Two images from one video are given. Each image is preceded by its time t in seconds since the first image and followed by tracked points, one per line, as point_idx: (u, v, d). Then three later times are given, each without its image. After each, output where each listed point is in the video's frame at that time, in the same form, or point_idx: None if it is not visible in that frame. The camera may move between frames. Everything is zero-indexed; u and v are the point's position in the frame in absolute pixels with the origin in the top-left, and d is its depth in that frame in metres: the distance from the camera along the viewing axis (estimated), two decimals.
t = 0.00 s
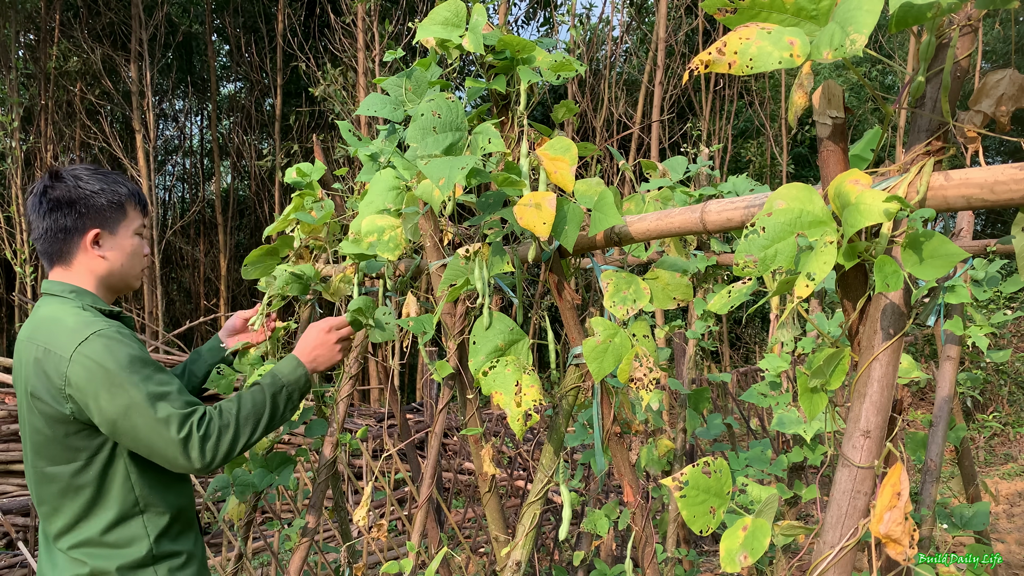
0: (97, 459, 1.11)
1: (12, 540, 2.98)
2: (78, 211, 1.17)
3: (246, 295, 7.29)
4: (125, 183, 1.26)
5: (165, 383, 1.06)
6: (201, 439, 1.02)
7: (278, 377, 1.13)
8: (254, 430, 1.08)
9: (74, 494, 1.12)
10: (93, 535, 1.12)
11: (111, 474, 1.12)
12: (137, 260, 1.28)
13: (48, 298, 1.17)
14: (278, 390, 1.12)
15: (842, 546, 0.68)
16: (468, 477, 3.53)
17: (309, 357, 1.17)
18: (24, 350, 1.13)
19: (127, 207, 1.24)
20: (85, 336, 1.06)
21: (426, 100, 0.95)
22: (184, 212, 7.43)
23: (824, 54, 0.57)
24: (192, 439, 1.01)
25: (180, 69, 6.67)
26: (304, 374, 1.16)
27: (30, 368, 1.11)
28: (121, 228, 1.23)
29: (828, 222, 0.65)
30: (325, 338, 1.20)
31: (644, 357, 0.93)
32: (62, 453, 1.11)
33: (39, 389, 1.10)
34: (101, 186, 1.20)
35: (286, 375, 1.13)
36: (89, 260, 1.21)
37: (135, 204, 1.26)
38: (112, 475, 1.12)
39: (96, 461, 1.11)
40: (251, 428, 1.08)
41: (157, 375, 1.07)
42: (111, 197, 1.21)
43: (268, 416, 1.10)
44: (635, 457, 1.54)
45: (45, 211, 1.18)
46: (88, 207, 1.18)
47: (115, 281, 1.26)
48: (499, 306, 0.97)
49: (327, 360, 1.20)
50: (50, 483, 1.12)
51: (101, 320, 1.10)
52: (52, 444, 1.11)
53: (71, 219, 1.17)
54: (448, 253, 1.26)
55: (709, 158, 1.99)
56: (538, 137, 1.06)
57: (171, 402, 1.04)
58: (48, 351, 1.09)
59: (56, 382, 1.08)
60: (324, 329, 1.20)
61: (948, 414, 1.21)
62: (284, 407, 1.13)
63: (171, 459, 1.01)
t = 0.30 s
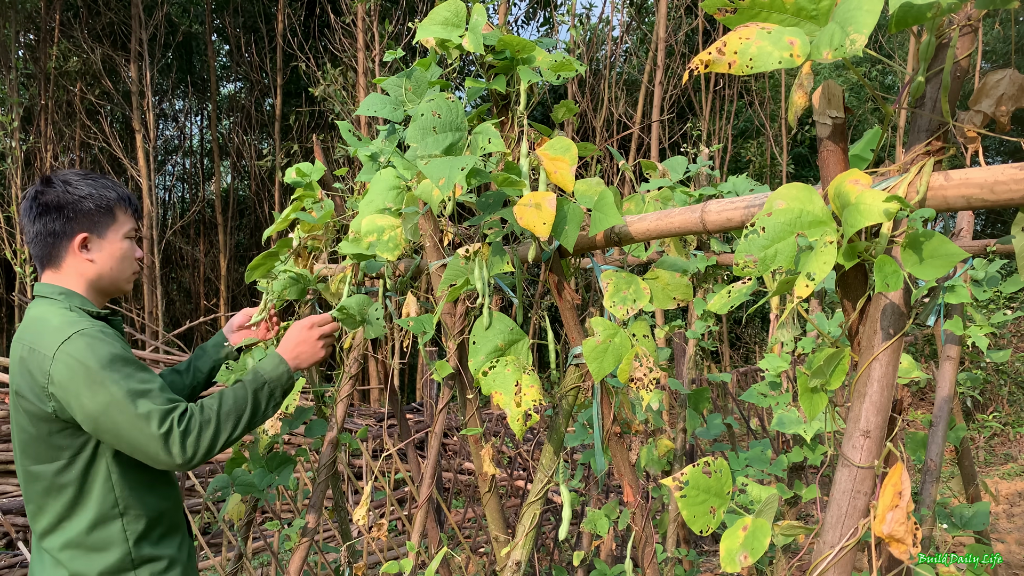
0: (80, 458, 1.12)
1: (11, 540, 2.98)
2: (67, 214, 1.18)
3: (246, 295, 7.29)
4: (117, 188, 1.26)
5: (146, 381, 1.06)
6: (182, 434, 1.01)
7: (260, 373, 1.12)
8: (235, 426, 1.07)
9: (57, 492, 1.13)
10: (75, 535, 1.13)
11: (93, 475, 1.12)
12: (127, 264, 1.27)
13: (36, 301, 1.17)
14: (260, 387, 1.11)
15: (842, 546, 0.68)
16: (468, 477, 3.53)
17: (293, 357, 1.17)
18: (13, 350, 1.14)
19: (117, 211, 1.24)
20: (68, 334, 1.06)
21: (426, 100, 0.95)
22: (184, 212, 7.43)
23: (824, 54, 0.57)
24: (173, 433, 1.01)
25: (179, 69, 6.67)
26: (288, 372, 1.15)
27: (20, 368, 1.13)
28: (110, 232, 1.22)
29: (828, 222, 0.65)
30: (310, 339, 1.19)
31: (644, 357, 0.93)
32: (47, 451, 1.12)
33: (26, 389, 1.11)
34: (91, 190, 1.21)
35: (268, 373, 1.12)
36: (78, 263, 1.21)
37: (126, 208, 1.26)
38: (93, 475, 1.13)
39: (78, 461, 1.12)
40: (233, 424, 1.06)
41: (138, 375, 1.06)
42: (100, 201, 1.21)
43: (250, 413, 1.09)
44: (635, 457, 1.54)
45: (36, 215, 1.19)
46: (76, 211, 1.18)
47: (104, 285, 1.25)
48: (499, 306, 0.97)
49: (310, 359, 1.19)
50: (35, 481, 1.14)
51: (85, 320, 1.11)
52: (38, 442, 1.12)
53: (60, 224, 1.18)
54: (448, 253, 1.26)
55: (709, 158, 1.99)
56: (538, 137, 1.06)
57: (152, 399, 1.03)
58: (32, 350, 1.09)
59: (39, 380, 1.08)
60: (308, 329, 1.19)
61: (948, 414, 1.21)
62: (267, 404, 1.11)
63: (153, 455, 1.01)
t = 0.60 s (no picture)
0: (64, 455, 1.13)
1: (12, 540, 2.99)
2: (41, 219, 1.20)
3: (246, 295, 7.29)
4: (97, 185, 1.23)
5: (130, 376, 1.05)
6: (165, 427, 1.00)
7: (251, 372, 1.09)
8: (220, 423, 1.04)
9: (42, 489, 1.14)
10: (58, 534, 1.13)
11: (76, 474, 1.13)
12: (112, 263, 1.23)
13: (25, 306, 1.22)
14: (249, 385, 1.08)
15: (842, 546, 0.68)
16: (468, 477, 3.53)
17: (289, 358, 1.13)
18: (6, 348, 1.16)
19: (86, 209, 1.20)
20: (55, 330, 1.07)
21: (426, 100, 0.95)
22: (184, 212, 7.43)
23: (824, 54, 0.57)
24: (156, 426, 0.99)
25: (179, 69, 6.67)
26: (283, 372, 1.11)
27: (9, 364, 1.14)
28: (79, 232, 1.20)
29: (828, 222, 0.65)
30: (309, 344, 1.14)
31: (644, 357, 0.93)
32: (33, 447, 1.13)
33: (17, 385, 1.12)
34: (57, 191, 1.20)
35: (262, 373, 1.09)
36: (61, 267, 1.22)
37: (101, 205, 1.22)
38: (76, 474, 1.13)
39: (62, 458, 1.12)
40: (217, 421, 1.04)
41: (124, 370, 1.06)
42: (65, 201, 1.19)
43: (237, 410, 1.06)
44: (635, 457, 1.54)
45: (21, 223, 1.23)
46: (46, 215, 1.19)
47: (91, 286, 1.24)
48: (499, 306, 0.97)
49: (301, 363, 1.14)
50: (23, 477, 1.15)
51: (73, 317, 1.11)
52: (26, 438, 1.14)
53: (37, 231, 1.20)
54: (448, 253, 1.26)
55: (709, 158, 1.99)
56: (538, 137, 1.06)
57: (138, 393, 1.03)
58: (21, 347, 1.10)
59: (27, 376, 1.09)
60: (311, 334, 1.14)
61: (947, 414, 1.21)
62: (256, 404, 1.08)
63: (137, 444, 1.00)
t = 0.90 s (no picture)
0: (68, 444, 1.14)
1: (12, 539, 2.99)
2: (35, 220, 1.20)
3: (246, 295, 7.28)
4: (89, 184, 1.21)
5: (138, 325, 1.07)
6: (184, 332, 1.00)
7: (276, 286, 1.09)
8: (241, 327, 1.03)
9: (47, 477, 1.14)
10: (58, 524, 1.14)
11: (80, 463, 1.15)
12: (108, 263, 1.23)
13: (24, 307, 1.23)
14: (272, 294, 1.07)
15: (842, 546, 0.68)
16: (468, 477, 3.53)
17: (323, 275, 1.09)
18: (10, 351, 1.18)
19: (78, 209, 1.19)
20: (61, 312, 1.10)
21: (426, 100, 0.95)
22: (184, 212, 7.43)
23: (824, 54, 0.57)
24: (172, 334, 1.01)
25: (179, 69, 6.67)
26: (312, 284, 1.08)
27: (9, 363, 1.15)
28: (73, 232, 1.20)
29: (828, 222, 0.65)
30: (348, 261, 1.11)
31: (644, 357, 0.93)
32: (37, 437, 1.13)
33: (16, 378, 1.13)
34: (48, 193, 1.19)
35: (290, 284, 1.07)
36: (58, 268, 1.23)
37: (94, 205, 1.20)
38: (79, 462, 1.15)
39: (66, 447, 1.13)
40: (238, 325, 1.03)
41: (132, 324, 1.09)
42: (57, 203, 1.18)
43: (259, 317, 1.05)
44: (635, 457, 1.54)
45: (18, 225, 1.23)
46: (40, 217, 1.19)
47: (90, 286, 1.24)
48: (499, 306, 0.97)
49: (338, 280, 1.10)
50: (28, 465, 1.14)
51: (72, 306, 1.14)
52: (29, 425, 1.13)
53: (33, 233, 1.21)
54: (449, 253, 1.26)
55: (709, 158, 1.99)
56: (538, 137, 1.06)
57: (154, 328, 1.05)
58: (24, 336, 1.12)
59: (31, 363, 1.10)
60: (352, 255, 1.12)
61: (947, 414, 1.21)
62: (282, 313, 1.06)
63: (159, 362, 1.00)
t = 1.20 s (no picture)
0: (71, 441, 1.14)
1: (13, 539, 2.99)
2: (38, 220, 1.20)
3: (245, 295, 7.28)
4: (92, 186, 1.21)
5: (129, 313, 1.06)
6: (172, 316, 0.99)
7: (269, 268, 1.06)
8: (231, 306, 1.00)
9: (51, 474, 1.15)
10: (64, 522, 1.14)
11: (83, 459, 1.15)
12: (109, 265, 1.23)
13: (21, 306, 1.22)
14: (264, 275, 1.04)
15: (842, 546, 0.68)
16: (468, 477, 3.53)
17: (317, 252, 1.02)
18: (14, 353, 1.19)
19: (81, 211, 1.19)
20: (60, 309, 1.11)
21: (426, 100, 0.95)
22: (184, 212, 7.43)
23: (824, 54, 0.57)
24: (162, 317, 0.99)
25: (179, 69, 6.67)
26: (305, 260, 1.03)
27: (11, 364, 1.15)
28: (74, 234, 1.20)
29: (828, 222, 0.65)
30: (340, 233, 1.02)
31: (644, 357, 0.93)
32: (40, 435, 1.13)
33: (17, 377, 1.13)
34: (51, 194, 1.19)
35: (281, 263, 1.03)
36: (59, 268, 1.23)
37: (97, 207, 1.21)
38: (82, 459, 1.15)
39: (69, 443, 1.13)
40: (227, 305, 0.99)
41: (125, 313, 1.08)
42: (59, 203, 1.18)
43: (250, 298, 1.01)
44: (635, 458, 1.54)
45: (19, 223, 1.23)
46: (42, 217, 1.19)
47: (91, 287, 1.24)
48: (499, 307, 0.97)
49: (332, 256, 1.01)
50: (32, 464, 1.14)
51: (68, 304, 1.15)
52: (31, 423, 1.13)
53: (36, 234, 1.21)
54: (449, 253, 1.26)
55: (709, 158, 1.98)
56: (538, 137, 1.06)
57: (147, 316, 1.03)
58: (24, 336, 1.13)
59: (32, 361, 1.10)
60: (345, 226, 1.02)
61: (948, 414, 1.21)
62: (275, 294, 1.02)
63: (152, 347, 0.99)
